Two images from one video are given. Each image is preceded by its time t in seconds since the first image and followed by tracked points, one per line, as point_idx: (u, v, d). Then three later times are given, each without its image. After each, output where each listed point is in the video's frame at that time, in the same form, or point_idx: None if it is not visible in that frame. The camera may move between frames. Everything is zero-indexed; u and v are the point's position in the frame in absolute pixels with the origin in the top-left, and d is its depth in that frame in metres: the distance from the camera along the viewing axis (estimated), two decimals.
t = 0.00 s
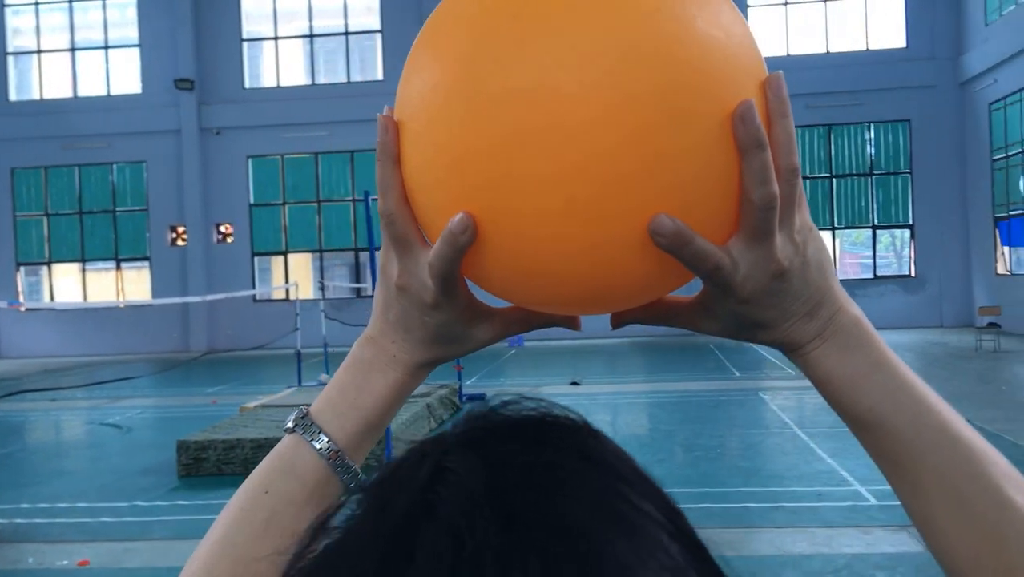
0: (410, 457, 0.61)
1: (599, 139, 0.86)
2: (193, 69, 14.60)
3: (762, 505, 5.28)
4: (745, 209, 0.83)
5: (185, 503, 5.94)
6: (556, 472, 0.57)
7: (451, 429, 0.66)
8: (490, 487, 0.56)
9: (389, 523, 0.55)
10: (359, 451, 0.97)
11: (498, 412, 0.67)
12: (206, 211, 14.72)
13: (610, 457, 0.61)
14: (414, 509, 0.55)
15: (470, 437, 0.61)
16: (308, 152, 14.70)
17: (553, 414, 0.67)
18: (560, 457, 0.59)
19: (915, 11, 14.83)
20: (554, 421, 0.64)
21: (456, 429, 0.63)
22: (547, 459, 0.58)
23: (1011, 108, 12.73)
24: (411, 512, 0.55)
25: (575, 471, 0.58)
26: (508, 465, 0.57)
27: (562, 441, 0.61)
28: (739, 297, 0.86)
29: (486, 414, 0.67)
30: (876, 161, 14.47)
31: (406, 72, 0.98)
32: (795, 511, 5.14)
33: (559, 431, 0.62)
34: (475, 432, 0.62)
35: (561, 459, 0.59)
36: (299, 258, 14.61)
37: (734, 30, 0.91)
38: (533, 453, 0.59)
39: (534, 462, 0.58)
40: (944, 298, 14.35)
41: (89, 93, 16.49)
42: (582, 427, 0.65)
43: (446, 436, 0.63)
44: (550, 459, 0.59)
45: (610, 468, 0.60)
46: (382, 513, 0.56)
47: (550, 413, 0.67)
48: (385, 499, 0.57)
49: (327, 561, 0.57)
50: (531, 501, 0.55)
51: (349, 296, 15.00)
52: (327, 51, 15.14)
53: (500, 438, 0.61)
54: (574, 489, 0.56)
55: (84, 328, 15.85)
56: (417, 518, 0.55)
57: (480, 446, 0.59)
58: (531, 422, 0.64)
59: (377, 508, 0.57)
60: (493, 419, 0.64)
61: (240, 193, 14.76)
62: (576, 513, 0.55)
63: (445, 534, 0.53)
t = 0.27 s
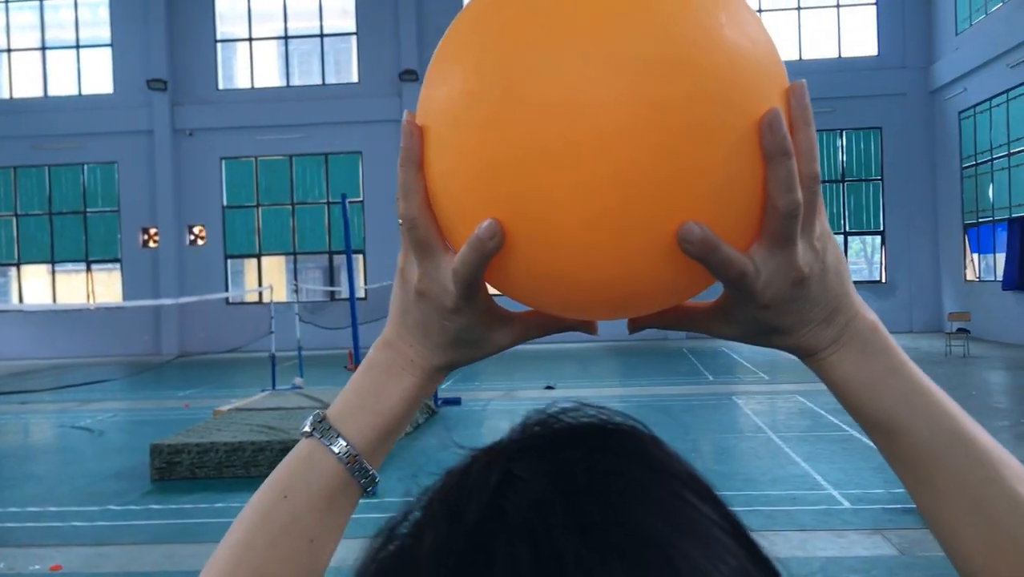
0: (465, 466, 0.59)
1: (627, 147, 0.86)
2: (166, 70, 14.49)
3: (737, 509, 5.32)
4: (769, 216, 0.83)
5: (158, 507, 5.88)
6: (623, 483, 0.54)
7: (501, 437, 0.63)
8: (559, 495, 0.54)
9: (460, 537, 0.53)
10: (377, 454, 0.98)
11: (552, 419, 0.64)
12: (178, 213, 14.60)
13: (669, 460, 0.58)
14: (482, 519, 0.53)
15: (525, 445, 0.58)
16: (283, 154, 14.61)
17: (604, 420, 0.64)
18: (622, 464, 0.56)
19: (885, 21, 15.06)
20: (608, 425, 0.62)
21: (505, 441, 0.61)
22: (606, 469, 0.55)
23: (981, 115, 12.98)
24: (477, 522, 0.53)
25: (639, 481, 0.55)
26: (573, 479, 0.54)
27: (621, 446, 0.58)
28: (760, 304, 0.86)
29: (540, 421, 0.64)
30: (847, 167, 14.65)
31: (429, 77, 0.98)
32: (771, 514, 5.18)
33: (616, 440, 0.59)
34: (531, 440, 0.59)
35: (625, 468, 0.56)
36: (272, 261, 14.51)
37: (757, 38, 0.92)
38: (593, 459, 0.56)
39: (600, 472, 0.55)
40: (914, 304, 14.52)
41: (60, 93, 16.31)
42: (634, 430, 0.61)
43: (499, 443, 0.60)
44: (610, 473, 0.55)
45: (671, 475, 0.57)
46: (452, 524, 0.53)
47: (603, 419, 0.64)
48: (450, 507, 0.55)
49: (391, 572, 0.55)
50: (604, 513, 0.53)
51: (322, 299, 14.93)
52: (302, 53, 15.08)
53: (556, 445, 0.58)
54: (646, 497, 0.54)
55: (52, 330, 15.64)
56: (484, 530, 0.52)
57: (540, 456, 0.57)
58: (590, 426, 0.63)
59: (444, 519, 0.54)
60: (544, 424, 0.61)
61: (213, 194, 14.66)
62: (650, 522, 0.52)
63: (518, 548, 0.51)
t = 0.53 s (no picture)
0: (533, 489, 0.60)
1: (661, 165, 0.86)
2: (143, 74, 14.37)
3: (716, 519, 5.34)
4: (803, 234, 0.83)
5: (135, 517, 5.81)
6: (695, 507, 0.56)
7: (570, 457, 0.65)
8: (637, 524, 0.55)
9: (543, 564, 0.54)
10: (401, 470, 0.97)
11: (620, 443, 0.66)
12: (153, 219, 14.48)
13: (735, 485, 0.60)
14: (562, 545, 0.55)
15: (592, 469, 0.60)
16: (260, 161, 14.52)
17: (674, 444, 0.66)
18: (702, 492, 0.58)
19: (861, 37, 15.25)
20: (675, 451, 0.63)
21: (569, 466, 0.62)
22: (680, 494, 0.57)
23: (955, 130, 13.15)
24: (558, 548, 0.54)
25: (709, 509, 0.56)
26: (642, 495, 0.57)
27: (694, 471, 0.60)
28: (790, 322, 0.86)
29: (608, 442, 0.66)
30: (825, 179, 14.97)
31: (461, 92, 0.98)
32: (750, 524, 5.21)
33: (688, 463, 0.61)
34: (600, 463, 0.61)
35: (698, 493, 0.57)
36: (248, 268, 14.40)
37: (790, 56, 0.92)
38: (666, 487, 0.58)
39: (671, 495, 0.57)
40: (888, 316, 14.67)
41: (34, 96, 16.11)
42: (708, 457, 0.63)
43: (567, 469, 0.61)
44: (685, 494, 0.57)
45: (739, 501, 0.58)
46: (532, 548, 0.55)
47: (671, 442, 0.66)
48: (528, 527, 0.57)
49: None
50: (684, 538, 0.55)
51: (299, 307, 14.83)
52: (280, 59, 14.98)
53: (627, 468, 0.60)
54: (721, 526, 0.55)
55: (22, 336, 15.43)
56: (567, 555, 0.54)
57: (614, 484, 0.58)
58: (649, 454, 0.62)
59: (523, 544, 0.56)
60: (615, 446, 0.64)
61: (189, 200, 14.54)
62: (725, 546, 0.54)
63: None
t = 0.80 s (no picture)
0: (570, 512, 0.62)
1: (676, 193, 0.88)
2: (125, 82, 14.31)
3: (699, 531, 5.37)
4: (812, 259, 0.85)
5: (115, 527, 5.77)
6: (725, 532, 0.58)
7: (602, 481, 0.68)
8: (670, 551, 0.57)
9: None
10: (416, 487, 1.00)
11: (651, 467, 0.69)
12: (134, 227, 14.40)
13: (761, 508, 0.62)
14: (602, 567, 0.57)
15: (627, 493, 0.62)
16: (243, 170, 14.47)
17: (701, 470, 0.69)
18: (731, 516, 0.60)
19: (841, 52, 15.40)
20: (704, 476, 0.65)
21: (600, 491, 0.64)
22: (711, 520, 0.59)
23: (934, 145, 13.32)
24: (599, 568, 0.57)
25: (740, 531, 0.58)
26: (670, 517, 0.59)
27: (720, 496, 0.62)
28: (799, 343, 0.88)
29: (639, 468, 0.69)
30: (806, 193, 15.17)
31: (480, 119, 1.00)
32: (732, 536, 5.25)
33: (717, 488, 0.63)
34: (632, 488, 0.63)
35: (729, 516, 0.60)
36: (229, 278, 14.32)
37: (800, 86, 0.95)
38: (700, 512, 0.60)
39: (701, 519, 0.59)
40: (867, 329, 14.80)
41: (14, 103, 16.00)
42: (736, 483, 0.66)
43: (600, 494, 0.63)
44: (716, 520, 0.59)
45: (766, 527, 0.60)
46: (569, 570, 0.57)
47: (699, 468, 0.69)
48: (567, 551, 0.59)
49: None
50: (716, 562, 0.57)
51: (280, 317, 14.76)
52: (263, 69, 14.95)
53: (659, 494, 0.62)
54: (750, 547, 0.58)
55: None
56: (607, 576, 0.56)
57: (646, 511, 0.60)
58: (677, 480, 0.65)
59: (562, 566, 0.58)
60: (643, 472, 0.66)
61: (171, 209, 14.47)
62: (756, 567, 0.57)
63: None
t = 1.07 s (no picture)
0: (562, 515, 0.65)
1: (666, 206, 0.91)
2: (114, 85, 14.27)
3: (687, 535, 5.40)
4: (797, 269, 0.87)
5: (104, 532, 5.76)
6: (710, 534, 0.60)
7: (593, 486, 0.70)
8: (659, 553, 0.59)
9: None
10: (410, 491, 1.02)
11: (640, 474, 0.71)
12: (123, 230, 14.36)
13: (746, 512, 0.64)
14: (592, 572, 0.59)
15: (618, 498, 0.64)
16: (232, 173, 14.44)
17: (689, 475, 0.71)
18: (719, 521, 0.61)
19: (830, 58, 15.49)
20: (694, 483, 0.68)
21: (593, 497, 0.66)
22: (695, 524, 0.61)
23: (921, 151, 13.41)
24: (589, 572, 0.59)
25: (727, 534, 0.61)
26: (653, 520, 0.61)
27: (708, 499, 0.64)
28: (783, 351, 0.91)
29: (628, 474, 0.72)
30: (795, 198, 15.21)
31: (475, 132, 1.03)
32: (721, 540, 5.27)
33: (705, 493, 0.65)
34: (624, 492, 0.65)
35: (716, 520, 0.62)
36: (218, 282, 14.28)
37: (785, 102, 0.98)
38: (687, 517, 0.62)
39: (689, 523, 0.62)
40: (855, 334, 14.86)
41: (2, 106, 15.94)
42: (723, 489, 0.69)
43: (588, 501, 0.65)
44: (701, 526, 0.61)
45: (752, 531, 0.62)
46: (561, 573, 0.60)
47: (687, 473, 0.72)
48: (559, 554, 0.61)
49: None
50: (702, 564, 0.59)
51: (270, 321, 14.73)
52: (253, 72, 14.93)
53: (649, 497, 0.64)
54: (737, 550, 0.60)
55: None
56: None
57: (634, 514, 0.62)
58: (663, 485, 0.67)
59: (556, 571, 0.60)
60: (631, 477, 0.69)
61: (160, 213, 14.44)
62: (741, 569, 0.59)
63: None
